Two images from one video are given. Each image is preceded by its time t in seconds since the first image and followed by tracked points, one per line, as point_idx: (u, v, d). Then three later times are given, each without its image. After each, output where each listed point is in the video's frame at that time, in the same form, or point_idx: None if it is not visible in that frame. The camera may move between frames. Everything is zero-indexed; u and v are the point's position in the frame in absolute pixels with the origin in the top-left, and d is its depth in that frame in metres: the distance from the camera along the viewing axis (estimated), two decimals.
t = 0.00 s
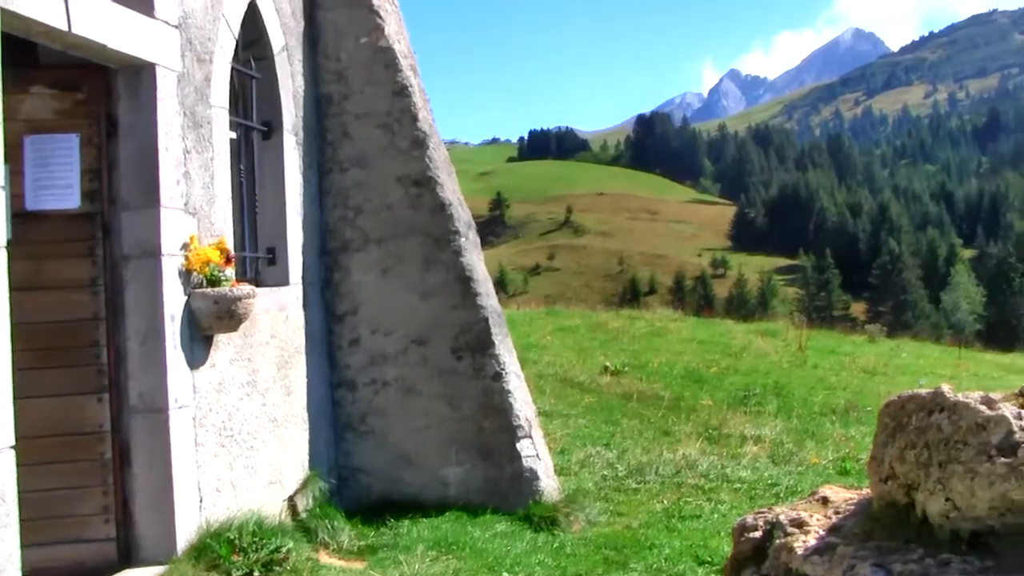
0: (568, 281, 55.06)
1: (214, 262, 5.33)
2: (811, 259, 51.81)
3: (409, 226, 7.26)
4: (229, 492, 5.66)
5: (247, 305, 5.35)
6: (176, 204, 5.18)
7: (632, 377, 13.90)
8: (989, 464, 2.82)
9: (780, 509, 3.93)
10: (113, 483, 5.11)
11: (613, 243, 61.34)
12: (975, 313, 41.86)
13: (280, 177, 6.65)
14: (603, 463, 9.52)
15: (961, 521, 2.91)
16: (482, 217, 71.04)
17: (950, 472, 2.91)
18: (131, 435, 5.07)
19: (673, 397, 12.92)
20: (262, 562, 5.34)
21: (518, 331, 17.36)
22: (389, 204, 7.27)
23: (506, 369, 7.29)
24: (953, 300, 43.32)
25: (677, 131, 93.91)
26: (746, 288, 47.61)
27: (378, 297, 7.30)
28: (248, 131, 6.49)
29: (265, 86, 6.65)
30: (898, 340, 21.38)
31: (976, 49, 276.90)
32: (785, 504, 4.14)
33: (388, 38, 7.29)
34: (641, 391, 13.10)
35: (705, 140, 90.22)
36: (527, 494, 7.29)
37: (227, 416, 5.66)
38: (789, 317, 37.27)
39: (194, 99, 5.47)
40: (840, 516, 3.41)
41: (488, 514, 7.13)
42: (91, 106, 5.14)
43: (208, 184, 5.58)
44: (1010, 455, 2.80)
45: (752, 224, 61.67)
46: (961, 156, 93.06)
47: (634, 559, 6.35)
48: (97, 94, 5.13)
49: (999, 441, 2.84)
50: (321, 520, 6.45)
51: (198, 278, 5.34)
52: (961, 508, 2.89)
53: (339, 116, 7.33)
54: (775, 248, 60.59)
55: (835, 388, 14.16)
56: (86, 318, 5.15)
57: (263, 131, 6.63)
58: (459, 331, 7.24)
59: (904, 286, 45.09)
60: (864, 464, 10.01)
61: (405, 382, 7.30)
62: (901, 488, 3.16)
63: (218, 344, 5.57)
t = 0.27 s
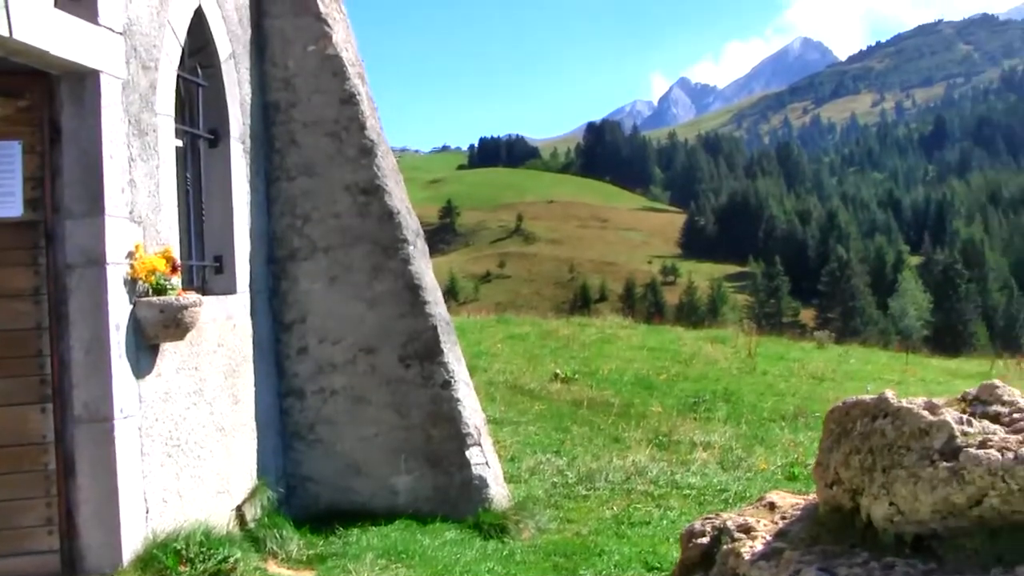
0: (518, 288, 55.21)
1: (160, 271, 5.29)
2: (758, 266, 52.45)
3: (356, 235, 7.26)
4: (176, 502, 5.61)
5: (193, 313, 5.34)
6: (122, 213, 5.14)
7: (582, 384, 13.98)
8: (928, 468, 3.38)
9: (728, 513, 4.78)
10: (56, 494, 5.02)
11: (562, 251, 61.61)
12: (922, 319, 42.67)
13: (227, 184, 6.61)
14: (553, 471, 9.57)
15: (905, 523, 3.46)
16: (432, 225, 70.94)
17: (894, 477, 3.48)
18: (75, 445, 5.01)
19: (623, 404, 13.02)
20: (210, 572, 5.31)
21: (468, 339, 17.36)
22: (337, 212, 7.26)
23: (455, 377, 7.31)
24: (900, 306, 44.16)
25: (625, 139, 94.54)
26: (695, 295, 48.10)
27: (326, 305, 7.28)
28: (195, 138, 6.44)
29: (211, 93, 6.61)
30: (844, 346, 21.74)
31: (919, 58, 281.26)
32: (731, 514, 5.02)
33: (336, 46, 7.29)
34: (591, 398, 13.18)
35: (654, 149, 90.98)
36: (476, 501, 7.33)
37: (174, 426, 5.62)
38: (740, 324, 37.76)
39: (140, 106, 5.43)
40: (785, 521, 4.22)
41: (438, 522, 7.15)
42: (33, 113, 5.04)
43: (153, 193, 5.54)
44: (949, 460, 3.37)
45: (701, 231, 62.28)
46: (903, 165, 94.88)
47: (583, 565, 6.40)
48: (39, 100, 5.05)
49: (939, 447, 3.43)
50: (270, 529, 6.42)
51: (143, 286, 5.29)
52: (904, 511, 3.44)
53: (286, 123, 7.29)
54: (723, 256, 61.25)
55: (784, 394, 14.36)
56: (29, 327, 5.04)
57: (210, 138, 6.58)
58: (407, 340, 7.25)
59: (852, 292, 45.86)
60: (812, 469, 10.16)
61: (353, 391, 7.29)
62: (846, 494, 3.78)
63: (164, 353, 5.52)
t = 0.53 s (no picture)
0: (474, 294, 55.29)
1: (111, 274, 5.24)
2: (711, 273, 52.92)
3: (310, 240, 7.23)
4: (127, 507, 5.56)
5: (145, 317, 5.30)
6: (73, 215, 5.09)
7: (537, 390, 14.04)
8: (879, 475, 3.64)
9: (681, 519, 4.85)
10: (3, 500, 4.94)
11: (518, 257, 61.76)
12: (875, 326, 43.27)
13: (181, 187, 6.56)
14: (507, 476, 9.60)
15: (856, 530, 3.71)
16: (387, 230, 70.75)
17: (846, 484, 3.74)
18: (23, 450, 4.94)
19: (578, 409, 13.09)
20: None
21: (424, 344, 17.35)
22: (292, 216, 7.23)
23: (409, 382, 7.31)
24: (854, 313, 44.78)
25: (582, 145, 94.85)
26: (650, 301, 48.44)
27: (280, 309, 7.25)
28: (148, 141, 6.39)
29: (165, 96, 6.57)
30: (798, 352, 22.01)
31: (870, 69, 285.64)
32: (684, 519, 5.08)
33: (292, 49, 7.23)
34: (546, 403, 13.24)
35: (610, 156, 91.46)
36: (430, 507, 7.33)
37: (124, 431, 5.56)
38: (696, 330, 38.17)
39: (92, 108, 5.38)
40: (737, 527, 4.32)
41: (391, 528, 7.15)
42: None
43: (105, 195, 5.49)
44: (898, 467, 3.61)
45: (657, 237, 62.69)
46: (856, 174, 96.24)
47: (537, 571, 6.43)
48: None
49: (889, 453, 3.68)
50: (222, 535, 6.39)
51: (95, 289, 5.24)
52: (854, 517, 3.70)
53: (241, 126, 7.25)
54: (678, 263, 61.71)
55: (738, 400, 14.51)
56: None
57: (163, 141, 6.53)
58: (361, 344, 7.23)
59: (806, 299, 46.44)
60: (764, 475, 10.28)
61: (307, 396, 7.27)
62: (798, 500, 4.02)
63: (115, 357, 5.47)
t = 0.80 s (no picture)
0: (435, 297, 55.23)
1: (67, 276, 5.19)
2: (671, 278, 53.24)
3: (270, 243, 7.19)
4: (82, 512, 5.50)
5: (102, 320, 5.23)
6: (28, 216, 5.04)
7: (497, 394, 14.05)
8: (836, 479, 3.71)
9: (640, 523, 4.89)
10: None
11: (479, 260, 61.77)
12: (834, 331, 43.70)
13: (139, 189, 6.51)
14: (466, 480, 9.61)
15: (813, 533, 3.79)
16: (348, 233, 70.48)
17: (803, 488, 3.80)
18: None
19: (538, 413, 13.13)
20: None
21: (383, 348, 17.29)
22: (250, 218, 7.19)
23: (368, 386, 7.29)
24: (814, 318, 45.19)
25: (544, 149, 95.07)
26: (611, 306, 48.63)
27: (238, 313, 7.21)
28: (106, 142, 6.33)
29: (124, 97, 6.51)
30: (758, 357, 22.20)
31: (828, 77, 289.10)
32: (642, 523, 5.12)
33: (252, 51, 7.18)
34: (506, 407, 13.26)
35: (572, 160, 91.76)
36: (389, 511, 7.31)
37: (80, 435, 5.51)
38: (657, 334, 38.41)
39: (49, 108, 5.33)
40: (695, 531, 4.37)
41: (349, 532, 7.14)
42: None
43: (62, 197, 5.44)
44: (855, 471, 3.70)
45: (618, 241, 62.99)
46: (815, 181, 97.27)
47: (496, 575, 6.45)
48: None
49: (846, 458, 3.76)
50: (179, 539, 6.35)
51: (51, 292, 5.19)
52: (812, 520, 3.76)
53: (200, 128, 7.20)
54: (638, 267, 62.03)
55: (698, 405, 14.62)
56: None
57: (122, 142, 6.47)
58: (320, 348, 7.21)
59: (766, 304, 46.89)
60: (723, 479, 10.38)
61: (265, 400, 7.24)
62: (756, 504, 4.07)
63: (71, 360, 5.42)
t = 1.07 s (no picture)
0: (401, 303, 55.12)
1: (29, 280, 5.15)
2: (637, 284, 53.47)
3: (234, 247, 7.15)
4: (43, 519, 5.45)
5: (63, 324, 5.21)
6: None
7: (462, 399, 14.05)
8: (800, 484, 3.76)
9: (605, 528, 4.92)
10: None
11: (445, 265, 61.71)
12: (799, 335, 44.08)
13: (102, 193, 6.46)
14: (431, 485, 9.60)
15: (777, 539, 3.83)
16: (313, 237, 70.17)
17: (767, 493, 3.84)
18: None
19: (503, 419, 13.14)
20: None
21: (348, 352, 17.22)
22: (215, 222, 7.14)
23: (333, 392, 7.26)
24: (778, 324, 45.56)
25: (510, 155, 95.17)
26: (577, 311, 48.75)
27: (202, 317, 7.17)
28: (68, 145, 6.28)
29: (87, 99, 6.47)
30: (723, 363, 22.33)
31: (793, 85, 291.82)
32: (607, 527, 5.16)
33: (217, 54, 7.14)
34: (471, 413, 13.26)
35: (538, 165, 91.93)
36: (354, 517, 7.29)
37: (42, 440, 5.45)
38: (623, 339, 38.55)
39: (11, 110, 5.28)
40: (660, 536, 4.42)
41: (314, 538, 7.12)
42: None
43: (23, 200, 5.39)
44: (819, 476, 3.75)
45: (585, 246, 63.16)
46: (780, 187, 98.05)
47: None
48: None
49: (810, 463, 3.81)
50: (142, 545, 6.31)
51: (11, 295, 5.14)
52: (775, 526, 3.81)
53: (164, 131, 7.16)
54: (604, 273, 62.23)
55: (663, 410, 14.68)
56: None
57: (85, 145, 6.42)
58: (284, 353, 7.17)
59: (732, 309, 47.21)
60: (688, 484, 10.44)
61: (229, 405, 7.21)
62: (719, 509, 4.11)
63: (32, 364, 5.36)
